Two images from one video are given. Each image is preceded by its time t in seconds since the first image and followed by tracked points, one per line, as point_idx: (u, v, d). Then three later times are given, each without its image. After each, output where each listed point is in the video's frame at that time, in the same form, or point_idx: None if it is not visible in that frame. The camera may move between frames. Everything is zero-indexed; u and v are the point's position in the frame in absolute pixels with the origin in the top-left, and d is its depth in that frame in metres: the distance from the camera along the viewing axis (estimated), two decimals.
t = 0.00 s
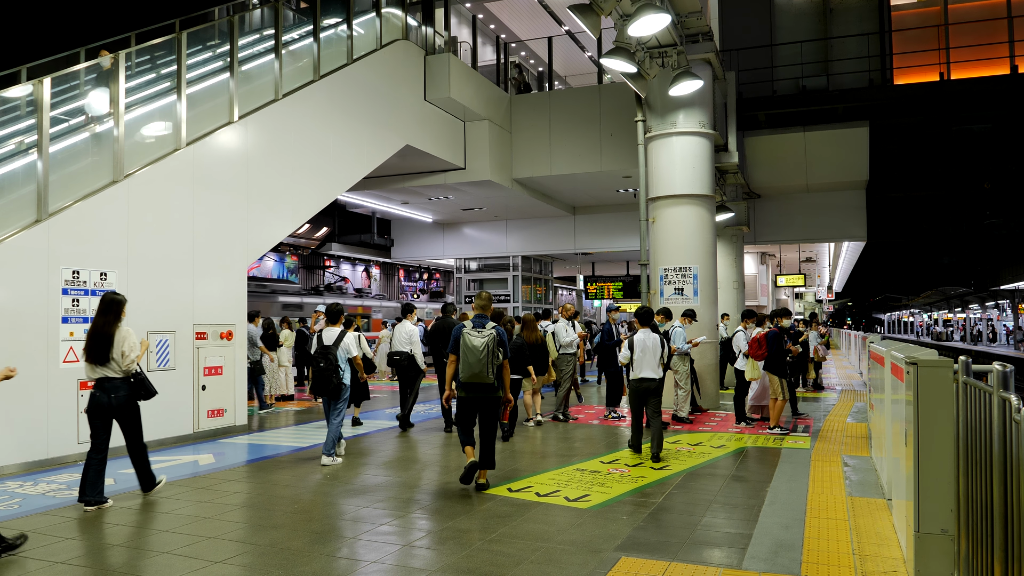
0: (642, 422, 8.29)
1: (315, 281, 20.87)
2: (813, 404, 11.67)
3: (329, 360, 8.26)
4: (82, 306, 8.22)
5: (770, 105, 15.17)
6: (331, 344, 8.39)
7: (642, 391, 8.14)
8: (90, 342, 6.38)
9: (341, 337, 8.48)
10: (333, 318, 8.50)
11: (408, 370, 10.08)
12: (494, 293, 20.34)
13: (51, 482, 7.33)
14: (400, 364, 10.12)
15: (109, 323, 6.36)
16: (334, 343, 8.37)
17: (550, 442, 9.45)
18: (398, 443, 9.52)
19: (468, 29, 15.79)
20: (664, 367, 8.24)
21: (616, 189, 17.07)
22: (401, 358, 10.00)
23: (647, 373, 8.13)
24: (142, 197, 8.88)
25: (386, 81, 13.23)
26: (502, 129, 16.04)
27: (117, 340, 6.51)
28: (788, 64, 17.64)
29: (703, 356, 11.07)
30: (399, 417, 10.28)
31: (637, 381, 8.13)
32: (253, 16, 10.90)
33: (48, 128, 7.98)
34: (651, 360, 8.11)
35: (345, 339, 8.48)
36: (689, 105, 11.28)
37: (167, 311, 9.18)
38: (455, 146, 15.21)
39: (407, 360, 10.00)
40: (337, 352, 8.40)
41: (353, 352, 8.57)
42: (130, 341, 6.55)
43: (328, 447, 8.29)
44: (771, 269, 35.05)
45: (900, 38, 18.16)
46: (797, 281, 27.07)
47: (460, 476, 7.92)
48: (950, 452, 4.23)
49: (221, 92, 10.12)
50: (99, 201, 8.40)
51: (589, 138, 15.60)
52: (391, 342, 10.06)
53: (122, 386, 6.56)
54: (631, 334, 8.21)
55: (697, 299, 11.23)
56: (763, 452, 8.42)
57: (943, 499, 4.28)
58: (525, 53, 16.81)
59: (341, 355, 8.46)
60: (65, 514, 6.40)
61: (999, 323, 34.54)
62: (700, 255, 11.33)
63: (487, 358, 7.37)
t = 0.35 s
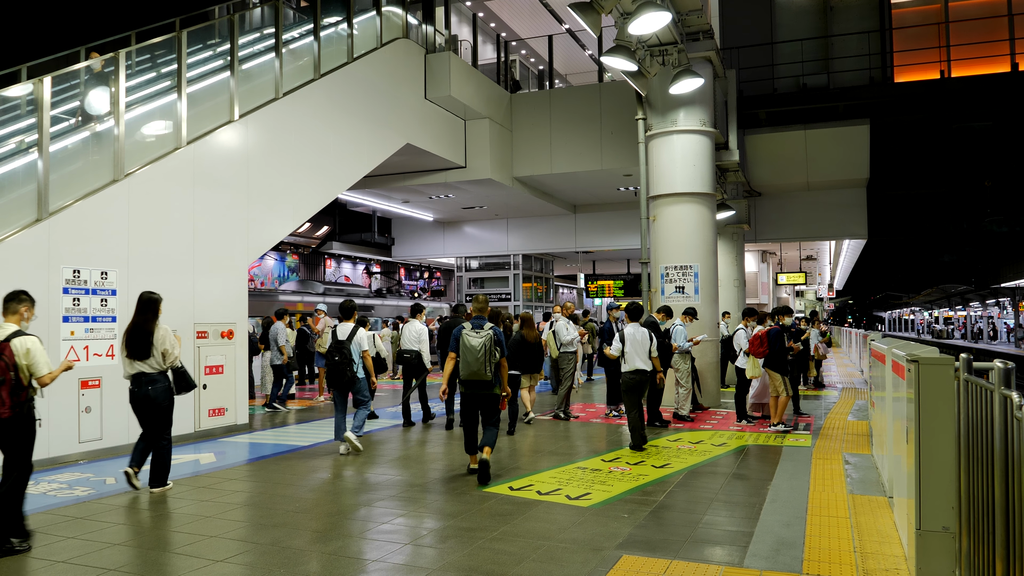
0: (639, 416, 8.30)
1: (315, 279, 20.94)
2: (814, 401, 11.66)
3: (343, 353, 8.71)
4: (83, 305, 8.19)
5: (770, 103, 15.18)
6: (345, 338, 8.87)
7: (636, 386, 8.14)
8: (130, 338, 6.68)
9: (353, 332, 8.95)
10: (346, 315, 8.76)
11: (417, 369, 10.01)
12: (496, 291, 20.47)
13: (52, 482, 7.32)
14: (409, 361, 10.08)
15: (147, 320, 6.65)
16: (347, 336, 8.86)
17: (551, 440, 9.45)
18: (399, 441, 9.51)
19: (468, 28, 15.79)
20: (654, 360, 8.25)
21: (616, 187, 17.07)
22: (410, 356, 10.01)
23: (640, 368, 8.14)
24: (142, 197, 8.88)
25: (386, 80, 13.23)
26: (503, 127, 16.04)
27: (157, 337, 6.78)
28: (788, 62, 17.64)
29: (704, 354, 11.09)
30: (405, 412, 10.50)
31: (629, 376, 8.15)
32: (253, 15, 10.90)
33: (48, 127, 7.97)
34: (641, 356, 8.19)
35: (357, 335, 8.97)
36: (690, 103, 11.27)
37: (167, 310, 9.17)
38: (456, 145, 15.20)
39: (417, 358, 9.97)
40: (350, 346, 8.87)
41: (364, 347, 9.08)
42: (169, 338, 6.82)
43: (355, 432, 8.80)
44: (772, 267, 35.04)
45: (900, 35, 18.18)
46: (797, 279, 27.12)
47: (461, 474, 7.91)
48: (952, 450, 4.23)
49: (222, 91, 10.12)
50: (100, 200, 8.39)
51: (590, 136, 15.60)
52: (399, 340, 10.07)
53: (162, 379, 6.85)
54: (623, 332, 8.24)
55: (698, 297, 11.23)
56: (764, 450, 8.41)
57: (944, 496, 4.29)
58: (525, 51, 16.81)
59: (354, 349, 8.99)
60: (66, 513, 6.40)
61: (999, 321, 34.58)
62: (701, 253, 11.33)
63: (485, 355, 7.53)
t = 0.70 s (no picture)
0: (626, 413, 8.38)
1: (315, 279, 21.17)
2: (813, 399, 11.71)
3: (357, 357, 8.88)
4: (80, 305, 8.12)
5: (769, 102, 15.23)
6: (362, 342, 9.00)
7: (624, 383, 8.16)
8: (158, 342, 6.92)
9: (371, 336, 9.06)
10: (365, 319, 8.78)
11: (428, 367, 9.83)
12: (496, 290, 20.37)
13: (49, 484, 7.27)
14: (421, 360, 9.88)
15: (175, 325, 6.89)
16: (363, 341, 8.98)
17: (552, 438, 9.46)
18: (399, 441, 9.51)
19: (469, 26, 15.73)
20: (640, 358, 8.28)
21: (615, 186, 17.09)
22: (421, 355, 9.78)
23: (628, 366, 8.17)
24: (140, 196, 8.81)
25: (386, 78, 13.19)
26: (503, 126, 16.02)
27: (184, 340, 7.04)
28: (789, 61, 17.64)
29: (704, 352, 11.15)
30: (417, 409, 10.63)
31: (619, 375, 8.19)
32: (253, 13, 10.84)
33: (44, 126, 7.90)
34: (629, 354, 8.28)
35: (374, 339, 9.04)
36: (690, 102, 11.29)
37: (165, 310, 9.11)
38: (456, 145, 15.17)
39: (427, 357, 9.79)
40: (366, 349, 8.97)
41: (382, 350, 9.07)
42: (195, 341, 7.07)
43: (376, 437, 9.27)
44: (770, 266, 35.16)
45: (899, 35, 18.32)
46: (797, 277, 27.24)
47: (463, 472, 7.93)
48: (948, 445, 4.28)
49: (220, 90, 10.06)
50: (98, 199, 8.33)
51: (590, 135, 15.61)
52: (411, 339, 9.70)
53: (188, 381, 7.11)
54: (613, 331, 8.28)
55: (698, 295, 11.27)
56: (763, 447, 8.44)
57: (941, 492, 4.33)
58: (525, 50, 16.81)
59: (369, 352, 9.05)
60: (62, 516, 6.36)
61: (992, 319, 34.82)
62: (700, 251, 11.36)
63: (485, 350, 7.67)
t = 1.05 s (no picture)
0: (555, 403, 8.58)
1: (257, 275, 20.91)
2: (754, 393, 12.04)
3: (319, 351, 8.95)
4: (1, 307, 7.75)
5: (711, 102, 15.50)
6: (323, 338, 9.11)
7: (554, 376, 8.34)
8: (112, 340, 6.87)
9: (331, 332, 9.21)
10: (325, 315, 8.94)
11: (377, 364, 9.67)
12: (441, 288, 19.52)
13: None
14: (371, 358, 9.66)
15: (130, 321, 6.90)
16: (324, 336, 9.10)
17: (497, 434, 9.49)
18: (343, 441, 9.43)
19: (416, 23, 15.81)
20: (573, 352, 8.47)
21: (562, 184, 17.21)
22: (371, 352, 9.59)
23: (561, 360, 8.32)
24: (68, 190, 8.49)
25: (330, 72, 13.02)
26: (450, 123, 15.96)
27: (139, 336, 6.99)
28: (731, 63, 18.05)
29: (648, 349, 11.33)
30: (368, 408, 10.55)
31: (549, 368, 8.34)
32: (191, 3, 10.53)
33: None
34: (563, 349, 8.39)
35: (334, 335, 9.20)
36: (635, 102, 11.44)
37: (94, 310, 8.81)
38: (402, 141, 15.04)
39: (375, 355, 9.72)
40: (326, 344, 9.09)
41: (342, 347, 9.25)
42: (150, 336, 7.03)
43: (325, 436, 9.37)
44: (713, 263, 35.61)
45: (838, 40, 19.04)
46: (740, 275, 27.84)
47: (408, 471, 7.91)
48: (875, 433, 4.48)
49: (156, 82, 9.78)
50: (20, 194, 8.01)
51: (538, 135, 15.66)
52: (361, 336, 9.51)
53: (144, 377, 7.04)
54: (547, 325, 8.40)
55: (642, 293, 11.42)
56: (704, 441, 8.62)
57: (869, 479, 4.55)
58: (473, 48, 16.70)
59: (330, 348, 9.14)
60: None
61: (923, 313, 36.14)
62: (644, 249, 11.52)
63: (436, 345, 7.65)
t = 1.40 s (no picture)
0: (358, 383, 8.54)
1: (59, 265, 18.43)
2: (577, 371, 12.49)
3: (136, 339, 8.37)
4: None
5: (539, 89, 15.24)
6: (140, 325, 8.49)
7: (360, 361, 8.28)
8: None
9: (148, 317, 8.63)
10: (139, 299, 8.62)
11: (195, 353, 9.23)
12: (265, 273, 19.55)
13: None
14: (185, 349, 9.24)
15: None
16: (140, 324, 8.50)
17: (319, 420, 9.16)
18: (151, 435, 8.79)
19: None
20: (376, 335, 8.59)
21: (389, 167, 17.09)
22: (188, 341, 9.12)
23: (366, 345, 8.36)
24: None
25: (136, 43, 12.29)
26: (271, 101, 15.45)
27: None
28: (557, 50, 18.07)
29: (475, 332, 11.32)
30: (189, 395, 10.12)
31: (358, 351, 8.28)
32: None
33: None
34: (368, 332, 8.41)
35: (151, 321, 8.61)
36: (462, 85, 11.48)
37: None
38: (217, 117, 14.51)
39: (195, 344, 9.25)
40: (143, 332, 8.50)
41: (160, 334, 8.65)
42: None
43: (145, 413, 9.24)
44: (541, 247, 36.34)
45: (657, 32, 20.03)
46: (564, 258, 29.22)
47: (220, 463, 7.49)
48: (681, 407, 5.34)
49: None
50: None
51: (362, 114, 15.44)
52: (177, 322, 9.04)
53: None
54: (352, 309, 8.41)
55: (469, 276, 11.40)
56: (528, 420, 8.75)
57: (676, 452, 5.42)
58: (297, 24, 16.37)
59: (147, 334, 8.55)
60: None
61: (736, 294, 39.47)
62: (471, 232, 11.55)
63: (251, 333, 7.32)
